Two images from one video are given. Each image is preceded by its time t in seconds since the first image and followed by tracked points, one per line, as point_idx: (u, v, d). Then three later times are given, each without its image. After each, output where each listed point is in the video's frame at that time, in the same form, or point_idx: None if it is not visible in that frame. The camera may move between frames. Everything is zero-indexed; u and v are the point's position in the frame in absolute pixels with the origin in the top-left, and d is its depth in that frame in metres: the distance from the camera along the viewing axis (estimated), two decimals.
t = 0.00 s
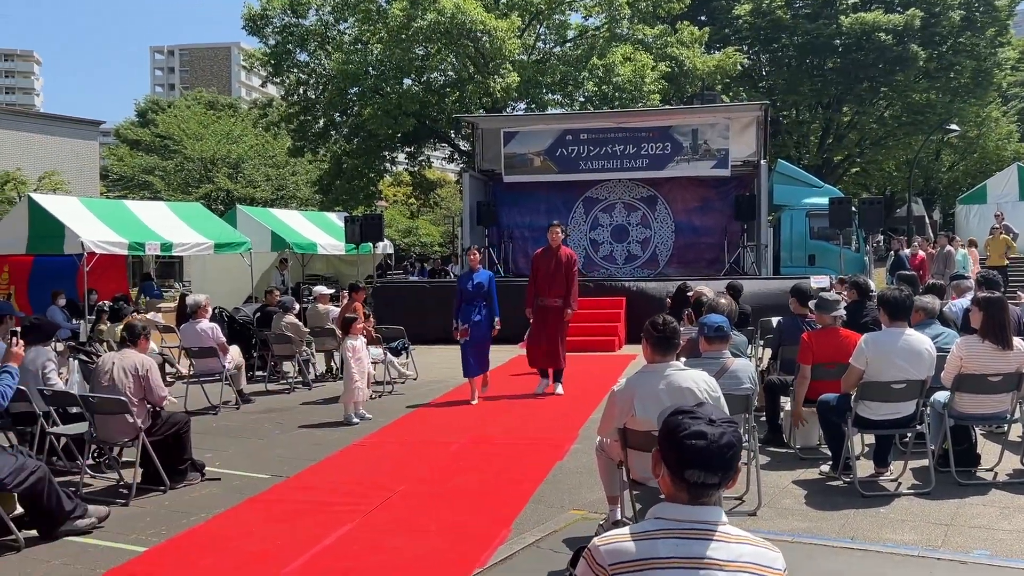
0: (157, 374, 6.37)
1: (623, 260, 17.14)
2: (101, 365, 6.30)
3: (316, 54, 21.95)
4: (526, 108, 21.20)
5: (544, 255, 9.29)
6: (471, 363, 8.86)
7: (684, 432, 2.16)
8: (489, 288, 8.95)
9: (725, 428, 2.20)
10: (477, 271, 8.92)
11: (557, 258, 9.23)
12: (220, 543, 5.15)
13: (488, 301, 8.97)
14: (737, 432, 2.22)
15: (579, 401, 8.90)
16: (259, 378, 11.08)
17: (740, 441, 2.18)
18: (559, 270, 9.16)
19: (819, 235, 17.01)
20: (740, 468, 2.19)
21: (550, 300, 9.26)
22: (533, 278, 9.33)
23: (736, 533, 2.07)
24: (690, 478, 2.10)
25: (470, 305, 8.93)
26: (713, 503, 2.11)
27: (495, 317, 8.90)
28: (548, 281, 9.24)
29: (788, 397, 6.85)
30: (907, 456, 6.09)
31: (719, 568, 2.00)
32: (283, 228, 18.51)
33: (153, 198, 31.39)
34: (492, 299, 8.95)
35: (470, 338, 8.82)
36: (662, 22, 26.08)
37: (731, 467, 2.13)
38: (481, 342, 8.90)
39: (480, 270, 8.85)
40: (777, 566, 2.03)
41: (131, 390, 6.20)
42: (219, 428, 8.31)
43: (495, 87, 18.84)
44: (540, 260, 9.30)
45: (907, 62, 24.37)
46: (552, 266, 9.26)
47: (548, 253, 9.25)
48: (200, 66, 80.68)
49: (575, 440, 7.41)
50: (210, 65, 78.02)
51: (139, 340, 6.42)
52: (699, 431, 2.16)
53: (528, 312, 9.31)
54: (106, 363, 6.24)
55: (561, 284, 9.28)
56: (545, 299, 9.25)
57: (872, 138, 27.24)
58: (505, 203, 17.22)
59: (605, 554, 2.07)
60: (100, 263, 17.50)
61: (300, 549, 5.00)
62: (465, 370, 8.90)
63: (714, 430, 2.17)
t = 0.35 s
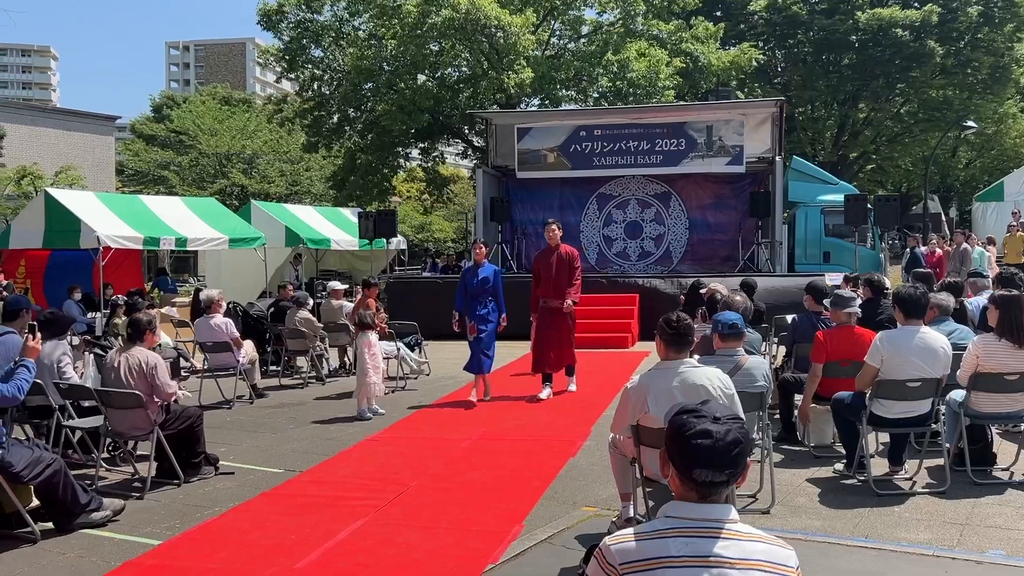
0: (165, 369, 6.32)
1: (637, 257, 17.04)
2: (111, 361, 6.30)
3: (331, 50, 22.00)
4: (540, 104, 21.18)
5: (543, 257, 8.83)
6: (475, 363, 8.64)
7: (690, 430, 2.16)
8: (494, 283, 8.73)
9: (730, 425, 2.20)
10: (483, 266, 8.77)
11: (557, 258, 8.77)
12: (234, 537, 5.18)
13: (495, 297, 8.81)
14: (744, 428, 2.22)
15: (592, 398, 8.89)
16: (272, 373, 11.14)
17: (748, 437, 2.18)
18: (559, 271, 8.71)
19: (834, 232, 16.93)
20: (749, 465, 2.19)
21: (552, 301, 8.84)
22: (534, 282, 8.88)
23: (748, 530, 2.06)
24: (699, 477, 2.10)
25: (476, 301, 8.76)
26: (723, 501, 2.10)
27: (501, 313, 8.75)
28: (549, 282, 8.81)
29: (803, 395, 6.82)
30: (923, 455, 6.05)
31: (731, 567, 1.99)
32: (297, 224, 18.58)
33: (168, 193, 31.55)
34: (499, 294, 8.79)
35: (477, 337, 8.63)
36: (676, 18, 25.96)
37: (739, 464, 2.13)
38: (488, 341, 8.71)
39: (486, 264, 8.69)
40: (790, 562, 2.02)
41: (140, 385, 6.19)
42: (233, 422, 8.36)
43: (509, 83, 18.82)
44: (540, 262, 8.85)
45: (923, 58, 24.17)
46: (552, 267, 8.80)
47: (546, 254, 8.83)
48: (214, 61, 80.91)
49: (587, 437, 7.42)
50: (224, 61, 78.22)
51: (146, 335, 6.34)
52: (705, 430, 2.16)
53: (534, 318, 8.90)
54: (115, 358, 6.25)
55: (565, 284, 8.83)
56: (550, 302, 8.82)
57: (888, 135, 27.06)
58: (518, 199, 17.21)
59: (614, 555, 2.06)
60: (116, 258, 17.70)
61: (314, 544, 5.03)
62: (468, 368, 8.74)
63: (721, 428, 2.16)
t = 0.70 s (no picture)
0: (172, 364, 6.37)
1: (646, 254, 17.04)
2: (120, 357, 6.32)
3: (341, 46, 22.03)
4: (549, 101, 21.17)
5: (542, 252, 8.64)
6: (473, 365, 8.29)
7: (693, 428, 2.17)
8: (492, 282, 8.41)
9: (732, 423, 2.20)
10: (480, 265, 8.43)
11: (557, 254, 8.59)
12: (242, 532, 5.20)
13: (493, 296, 8.47)
14: (746, 426, 2.22)
15: (601, 395, 8.88)
16: (281, 369, 11.17)
17: (750, 435, 2.18)
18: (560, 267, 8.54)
19: (844, 230, 16.87)
20: (752, 462, 2.19)
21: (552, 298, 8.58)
22: (532, 276, 8.64)
23: (752, 526, 2.06)
24: (702, 475, 2.10)
25: (474, 301, 8.38)
26: (726, 498, 2.10)
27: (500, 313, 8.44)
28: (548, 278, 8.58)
29: (812, 393, 6.80)
30: (932, 454, 6.03)
31: (736, 563, 1.98)
32: (306, 220, 18.62)
33: (178, 189, 31.65)
34: (498, 294, 8.45)
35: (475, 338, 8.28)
36: (687, 15, 25.89)
37: (741, 461, 2.13)
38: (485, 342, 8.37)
39: (485, 264, 8.36)
40: (795, 558, 2.01)
41: (149, 380, 6.22)
42: (243, 418, 8.39)
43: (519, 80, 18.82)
44: (540, 257, 8.65)
45: (935, 55, 24.04)
46: (553, 262, 8.61)
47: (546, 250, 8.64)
48: (223, 58, 81.00)
49: (595, 434, 7.42)
50: (234, 58, 78.42)
51: (150, 331, 6.32)
52: (707, 427, 2.16)
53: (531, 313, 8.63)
54: (124, 353, 6.27)
55: (564, 281, 8.64)
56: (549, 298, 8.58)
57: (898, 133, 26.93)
58: (527, 196, 17.22)
59: (620, 553, 2.06)
60: (126, 253, 17.76)
61: (322, 539, 5.04)
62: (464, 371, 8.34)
63: (722, 425, 2.17)
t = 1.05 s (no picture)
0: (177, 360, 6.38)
1: (651, 253, 17.02)
2: (124, 354, 6.33)
3: (347, 44, 22.06)
4: (555, 99, 21.15)
5: (545, 250, 8.47)
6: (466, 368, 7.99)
7: (694, 423, 2.17)
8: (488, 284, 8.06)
9: (734, 418, 2.21)
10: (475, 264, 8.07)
11: (559, 253, 8.42)
12: (246, 528, 5.22)
13: (488, 298, 8.12)
14: (747, 422, 2.23)
15: (605, 394, 8.87)
16: (287, 367, 11.18)
17: (751, 430, 2.19)
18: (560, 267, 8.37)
19: (851, 229, 16.81)
20: (753, 458, 2.19)
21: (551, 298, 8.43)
22: (533, 275, 8.52)
23: (754, 524, 2.06)
24: (703, 470, 2.10)
25: (467, 303, 8.07)
26: (728, 495, 2.10)
27: (495, 315, 8.09)
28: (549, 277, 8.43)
29: (817, 392, 6.78)
30: (938, 454, 6.00)
31: (737, 561, 1.97)
32: (312, 218, 18.64)
33: (184, 187, 31.70)
34: (493, 296, 8.09)
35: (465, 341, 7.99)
36: (693, 13, 25.82)
37: (742, 456, 2.14)
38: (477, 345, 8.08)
39: (481, 264, 8.00)
40: (797, 556, 2.01)
41: (155, 376, 6.23)
42: (248, 415, 8.40)
43: (525, 78, 18.79)
44: (541, 256, 8.50)
45: (943, 54, 23.92)
46: (554, 261, 8.44)
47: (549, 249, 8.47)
48: (230, 56, 81.10)
49: (600, 432, 7.42)
50: (241, 56, 78.53)
51: (153, 328, 6.36)
52: (709, 423, 2.17)
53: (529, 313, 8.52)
54: (128, 349, 6.28)
55: (565, 281, 8.46)
56: (548, 299, 8.44)
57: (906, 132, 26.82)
58: (533, 195, 17.22)
59: (622, 550, 2.06)
60: (133, 250, 17.83)
61: (327, 536, 5.06)
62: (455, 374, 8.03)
63: (724, 420, 2.18)
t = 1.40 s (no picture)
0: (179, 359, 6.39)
1: (653, 252, 17.00)
2: (128, 354, 6.35)
3: (350, 43, 22.08)
4: (558, 98, 21.16)
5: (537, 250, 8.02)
6: (460, 369, 7.84)
7: (691, 421, 2.18)
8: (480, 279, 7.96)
9: (730, 415, 2.22)
10: (469, 261, 8.00)
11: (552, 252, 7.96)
12: (248, 527, 5.22)
13: (481, 297, 8.02)
14: (742, 419, 2.24)
15: (610, 393, 8.86)
16: (289, 366, 11.20)
17: (747, 427, 2.20)
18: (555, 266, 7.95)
19: (854, 228, 16.79)
20: (750, 455, 2.20)
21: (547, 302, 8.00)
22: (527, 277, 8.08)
23: (753, 523, 2.06)
24: (701, 467, 2.10)
25: (460, 301, 7.94)
26: (726, 493, 2.10)
27: (489, 314, 7.99)
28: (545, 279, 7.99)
29: (819, 391, 6.77)
30: (940, 453, 5.99)
31: (735, 559, 1.97)
32: (315, 217, 18.64)
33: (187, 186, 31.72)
34: (487, 292, 8.01)
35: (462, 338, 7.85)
36: (697, 12, 25.80)
37: (739, 453, 2.14)
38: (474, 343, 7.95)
39: (473, 260, 7.91)
40: (796, 554, 2.01)
41: (157, 375, 6.25)
42: (250, 414, 8.41)
43: (528, 77, 18.78)
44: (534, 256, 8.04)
45: (946, 53, 23.86)
46: (547, 261, 7.98)
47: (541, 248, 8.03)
48: (233, 55, 81.22)
49: (603, 431, 7.42)
50: (244, 54, 78.56)
51: (159, 328, 6.39)
52: (705, 419, 2.17)
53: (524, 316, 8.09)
54: (132, 348, 6.30)
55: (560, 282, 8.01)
56: (544, 301, 7.99)
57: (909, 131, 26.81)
58: (536, 194, 17.22)
59: (621, 550, 2.06)
60: (135, 249, 17.85)
61: (328, 534, 5.06)
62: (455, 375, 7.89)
63: (720, 417, 2.19)
